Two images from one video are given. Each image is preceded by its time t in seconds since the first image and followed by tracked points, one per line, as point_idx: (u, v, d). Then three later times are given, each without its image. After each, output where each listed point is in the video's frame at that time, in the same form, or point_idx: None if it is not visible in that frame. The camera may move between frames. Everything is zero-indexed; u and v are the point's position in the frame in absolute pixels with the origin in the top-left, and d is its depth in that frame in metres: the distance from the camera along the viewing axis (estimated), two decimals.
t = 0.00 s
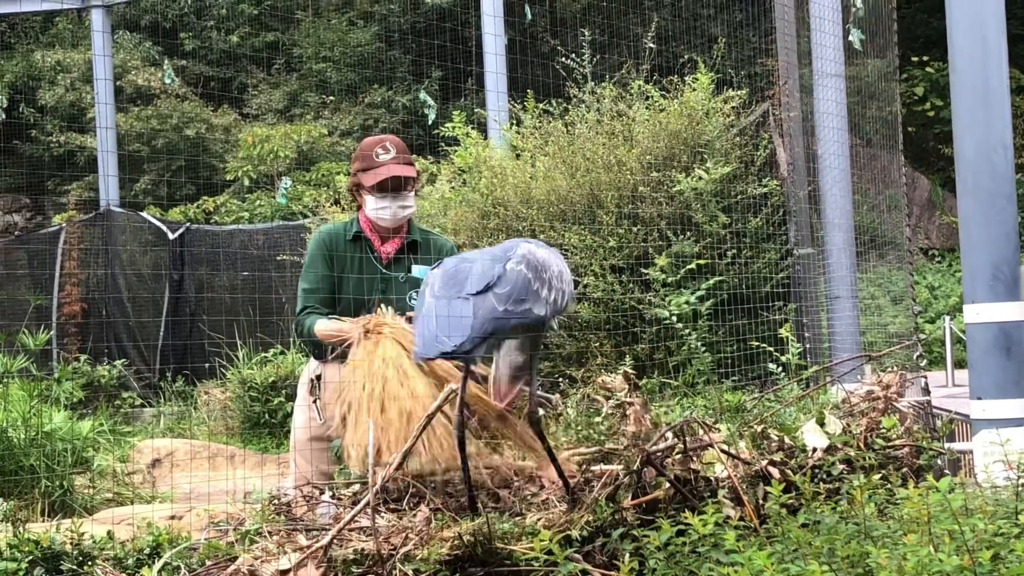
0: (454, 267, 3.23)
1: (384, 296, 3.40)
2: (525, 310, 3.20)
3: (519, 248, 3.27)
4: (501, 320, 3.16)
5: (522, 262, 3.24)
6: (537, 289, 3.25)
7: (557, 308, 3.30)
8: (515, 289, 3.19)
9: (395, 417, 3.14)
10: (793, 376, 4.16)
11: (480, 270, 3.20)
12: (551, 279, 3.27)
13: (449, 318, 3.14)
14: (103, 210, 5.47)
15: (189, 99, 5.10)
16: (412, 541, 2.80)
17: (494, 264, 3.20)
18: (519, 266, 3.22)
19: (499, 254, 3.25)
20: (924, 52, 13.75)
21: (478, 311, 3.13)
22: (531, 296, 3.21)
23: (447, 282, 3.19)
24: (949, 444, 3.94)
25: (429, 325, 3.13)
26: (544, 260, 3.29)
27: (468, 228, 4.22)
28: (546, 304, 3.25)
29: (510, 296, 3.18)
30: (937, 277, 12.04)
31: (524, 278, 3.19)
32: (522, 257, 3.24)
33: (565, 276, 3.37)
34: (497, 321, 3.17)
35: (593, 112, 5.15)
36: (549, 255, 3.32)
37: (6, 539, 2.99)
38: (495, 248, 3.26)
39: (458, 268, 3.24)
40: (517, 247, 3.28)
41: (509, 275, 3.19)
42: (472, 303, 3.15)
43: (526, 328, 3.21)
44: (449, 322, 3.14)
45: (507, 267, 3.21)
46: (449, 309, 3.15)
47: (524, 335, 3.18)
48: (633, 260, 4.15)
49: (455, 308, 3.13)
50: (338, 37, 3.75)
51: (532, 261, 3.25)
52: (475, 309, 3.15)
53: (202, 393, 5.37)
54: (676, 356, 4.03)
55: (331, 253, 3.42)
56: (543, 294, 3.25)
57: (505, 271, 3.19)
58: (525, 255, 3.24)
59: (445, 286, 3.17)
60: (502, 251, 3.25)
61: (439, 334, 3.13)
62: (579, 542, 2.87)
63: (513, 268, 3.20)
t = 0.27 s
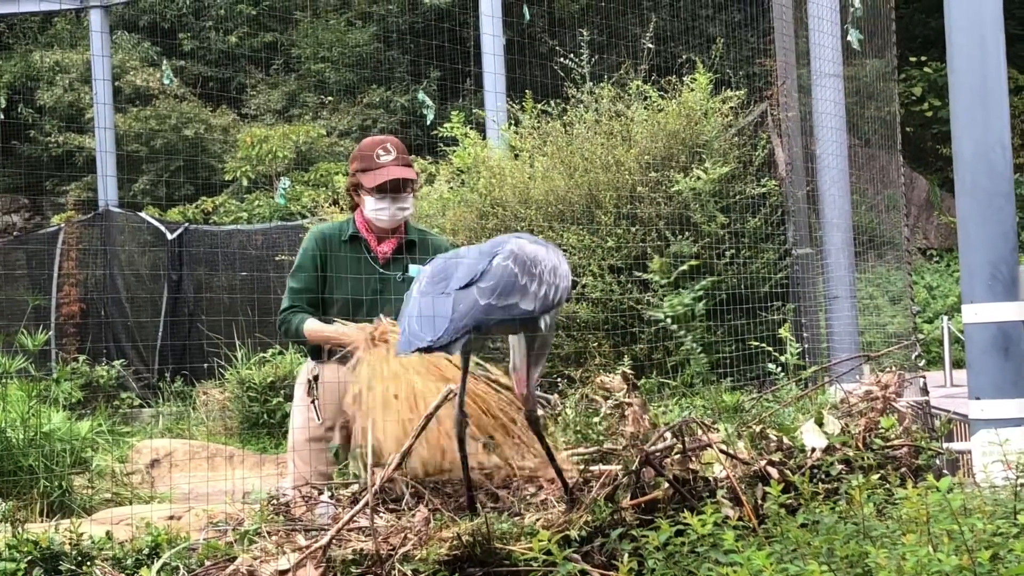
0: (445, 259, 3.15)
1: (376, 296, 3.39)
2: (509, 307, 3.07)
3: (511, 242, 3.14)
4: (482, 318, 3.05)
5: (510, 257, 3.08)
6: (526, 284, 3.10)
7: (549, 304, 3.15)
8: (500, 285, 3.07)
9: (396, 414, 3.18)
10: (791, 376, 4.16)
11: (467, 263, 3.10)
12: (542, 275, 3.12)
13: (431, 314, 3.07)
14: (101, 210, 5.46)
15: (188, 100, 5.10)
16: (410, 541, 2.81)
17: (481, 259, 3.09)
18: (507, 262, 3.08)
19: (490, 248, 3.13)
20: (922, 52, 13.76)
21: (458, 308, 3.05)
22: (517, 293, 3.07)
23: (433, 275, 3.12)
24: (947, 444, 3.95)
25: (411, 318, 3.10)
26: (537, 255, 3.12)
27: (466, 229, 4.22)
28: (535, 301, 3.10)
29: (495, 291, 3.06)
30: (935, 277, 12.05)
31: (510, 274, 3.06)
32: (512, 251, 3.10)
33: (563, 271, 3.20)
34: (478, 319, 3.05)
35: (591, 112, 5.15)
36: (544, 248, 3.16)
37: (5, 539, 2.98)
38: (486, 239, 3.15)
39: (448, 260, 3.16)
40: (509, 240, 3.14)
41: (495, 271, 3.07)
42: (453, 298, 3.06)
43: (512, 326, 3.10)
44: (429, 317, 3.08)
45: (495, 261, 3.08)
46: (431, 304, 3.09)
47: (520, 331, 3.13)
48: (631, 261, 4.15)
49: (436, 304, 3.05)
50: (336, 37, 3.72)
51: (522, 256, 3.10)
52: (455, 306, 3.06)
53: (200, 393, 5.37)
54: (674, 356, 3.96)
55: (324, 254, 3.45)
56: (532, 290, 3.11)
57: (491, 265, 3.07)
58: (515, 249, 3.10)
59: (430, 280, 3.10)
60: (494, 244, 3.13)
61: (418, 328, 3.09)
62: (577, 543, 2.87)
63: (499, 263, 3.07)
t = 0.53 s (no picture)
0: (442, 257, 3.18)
1: (376, 295, 3.39)
2: (507, 306, 3.12)
3: (509, 239, 3.18)
4: (480, 317, 3.10)
5: (508, 255, 3.13)
6: (524, 282, 3.16)
7: (547, 300, 3.22)
8: (498, 285, 3.11)
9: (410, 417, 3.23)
10: (790, 376, 4.17)
11: (466, 261, 3.13)
12: (539, 273, 3.18)
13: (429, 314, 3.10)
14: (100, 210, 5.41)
15: (187, 99, 5.11)
16: (410, 540, 2.80)
17: (478, 258, 3.13)
18: (504, 261, 3.12)
19: (488, 245, 3.17)
20: (921, 52, 13.76)
21: (457, 308, 3.09)
22: (514, 292, 3.12)
23: (431, 274, 3.14)
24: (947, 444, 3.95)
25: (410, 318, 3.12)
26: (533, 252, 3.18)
27: (465, 227, 4.20)
28: (532, 299, 3.17)
29: (492, 291, 3.11)
30: (934, 277, 12.05)
31: (508, 274, 3.11)
32: (509, 249, 3.14)
33: (559, 264, 3.27)
34: (477, 318, 3.10)
35: (591, 112, 5.14)
36: (540, 244, 3.22)
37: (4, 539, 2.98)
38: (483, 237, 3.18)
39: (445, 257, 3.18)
40: (506, 238, 3.18)
41: (493, 271, 3.11)
42: (451, 299, 3.10)
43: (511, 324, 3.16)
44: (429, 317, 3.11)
45: (492, 260, 3.13)
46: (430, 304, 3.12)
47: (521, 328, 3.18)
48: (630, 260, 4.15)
49: (435, 304, 3.09)
50: (335, 36, 3.75)
51: (520, 253, 3.15)
52: (454, 306, 3.10)
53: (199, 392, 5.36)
54: (673, 355, 4.03)
55: (324, 253, 3.41)
56: (530, 288, 3.16)
57: (490, 264, 3.11)
58: (512, 248, 3.14)
59: (428, 280, 3.12)
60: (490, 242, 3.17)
61: (417, 329, 3.11)
62: (577, 542, 2.87)
63: (497, 262, 3.11)
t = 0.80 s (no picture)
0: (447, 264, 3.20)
1: (377, 293, 3.39)
2: (515, 311, 3.16)
3: (512, 242, 3.19)
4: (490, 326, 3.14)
5: (513, 259, 3.15)
6: (530, 286, 3.18)
7: (552, 299, 3.24)
8: (505, 290, 3.14)
9: (415, 415, 3.27)
10: (791, 375, 4.15)
11: (471, 270, 3.15)
12: (544, 273, 3.20)
13: (438, 326, 3.13)
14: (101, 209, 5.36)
15: (189, 97, 5.11)
16: (411, 538, 2.81)
17: (484, 265, 3.14)
18: (510, 266, 3.15)
19: (491, 249, 3.18)
20: (923, 51, 13.75)
21: (466, 319, 3.12)
22: (522, 296, 3.15)
23: (439, 285, 3.16)
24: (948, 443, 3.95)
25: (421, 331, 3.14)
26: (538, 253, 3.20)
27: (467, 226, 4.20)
28: (540, 300, 3.19)
29: (499, 298, 3.13)
30: (936, 276, 12.05)
31: (514, 279, 3.13)
32: (514, 253, 3.16)
33: (564, 259, 3.29)
34: (486, 327, 3.14)
35: (592, 111, 5.13)
36: (543, 244, 3.22)
37: (6, 536, 2.98)
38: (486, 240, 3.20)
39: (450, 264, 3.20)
40: (509, 241, 3.19)
41: (499, 277, 3.14)
42: (460, 309, 3.13)
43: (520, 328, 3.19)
44: (438, 330, 3.14)
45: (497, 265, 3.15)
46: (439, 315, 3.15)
47: (527, 324, 3.21)
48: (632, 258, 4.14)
49: (443, 316, 3.12)
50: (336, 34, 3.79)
51: (525, 257, 3.17)
52: (463, 316, 3.13)
53: (201, 390, 5.36)
54: (676, 353, 4.01)
55: (323, 251, 3.41)
56: (536, 290, 3.19)
57: (495, 271, 3.13)
58: (517, 251, 3.16)
59: (435, 292, 3.15)
60: (494, 246, 3.18)
61: (429, 342, 3.15)
62: (579, 540, 2.87)
63: (502, 269, 3.13)
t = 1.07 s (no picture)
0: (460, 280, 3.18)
1: (380, 290, 3.40)
2: (533, 322, 3.17)
3: (523, 250, 3.15)
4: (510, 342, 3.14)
5: (526, 269, 3.13)
6: (544, 293, 3.17)
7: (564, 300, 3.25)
8: (522, 302, 3.14)
9: (419, 414, 3.34)
10: (795, 374, 4.17)
11: (485, 285, 3.14)
12: (557, 275, 3.19)
13: (458, 347, 3.14)
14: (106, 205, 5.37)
15: (192, 94, 5.11)
16: (415, 536, 2.80)
17: (498, 280, 3.13)
18: (524, 277, 3.13)
19: (503, 260, 3.16)
20: (927, 49, 13.71)
21: (487, 339, 3.11)
22: (538, 306, 3.16)
23: (455, 303, 3.17)
24: (952, 441, 3.94)
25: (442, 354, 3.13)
26: (550, 255, 3.17)
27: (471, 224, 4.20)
28: (554, 304, 3.20)
29: (517, 313, 3.13)
30: (939, 274, 12.03)
31: (529, 290, 3.12)
32: (526, 262, 3.14)
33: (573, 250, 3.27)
34: (507, 342, 3.15)
35: (596, 108, 5.11)
36: (554, 245, 3.18)
37: (9, 533, 2.97)
38: (496, 252, 3.16)
39: (462, 280, 3.18)
40: (520, 249, 3.15)
41: (514, 291, 3.12)
42: (480, 329, 3.12)
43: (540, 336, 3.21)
44: (460, 352, 3.13)
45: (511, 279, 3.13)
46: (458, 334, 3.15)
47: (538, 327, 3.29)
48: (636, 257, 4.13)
49: (461, 336, 3.12)
50: (340, 32, 3.81)
51: (537, 265, 3.15)
52: (483, 335, 3.12)
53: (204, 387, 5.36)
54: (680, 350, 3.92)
55: (323, 249, 3.42)
56: (551, 296, 3.18)
57: (510, 286, 3.12)
58: (527, 260, 3.13)
59: (452, 310, 3.15)
60: (505, 258, 3.16)
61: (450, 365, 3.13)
62: (583, 538, 2.87)
63: (516, 282, 3.12)
